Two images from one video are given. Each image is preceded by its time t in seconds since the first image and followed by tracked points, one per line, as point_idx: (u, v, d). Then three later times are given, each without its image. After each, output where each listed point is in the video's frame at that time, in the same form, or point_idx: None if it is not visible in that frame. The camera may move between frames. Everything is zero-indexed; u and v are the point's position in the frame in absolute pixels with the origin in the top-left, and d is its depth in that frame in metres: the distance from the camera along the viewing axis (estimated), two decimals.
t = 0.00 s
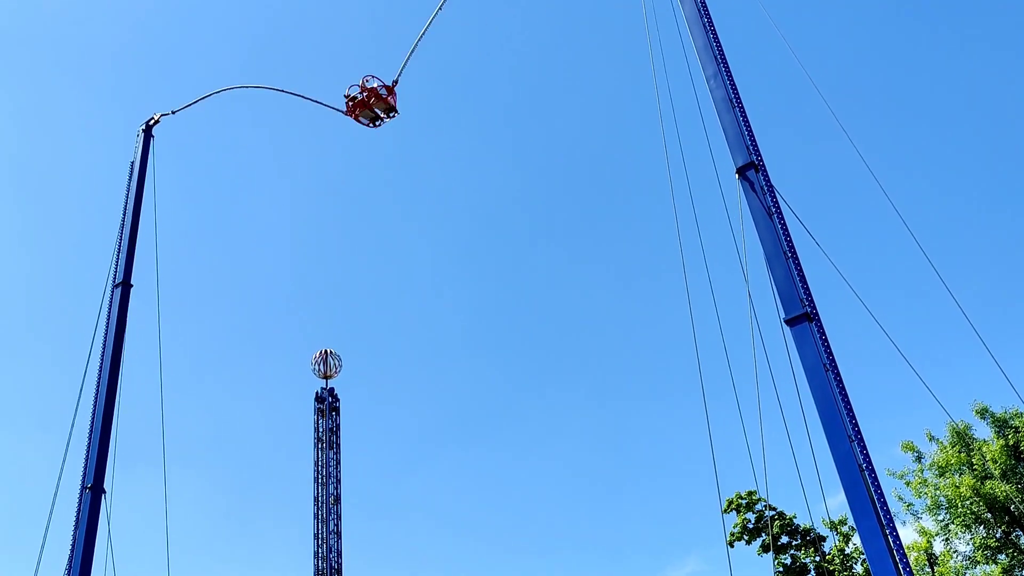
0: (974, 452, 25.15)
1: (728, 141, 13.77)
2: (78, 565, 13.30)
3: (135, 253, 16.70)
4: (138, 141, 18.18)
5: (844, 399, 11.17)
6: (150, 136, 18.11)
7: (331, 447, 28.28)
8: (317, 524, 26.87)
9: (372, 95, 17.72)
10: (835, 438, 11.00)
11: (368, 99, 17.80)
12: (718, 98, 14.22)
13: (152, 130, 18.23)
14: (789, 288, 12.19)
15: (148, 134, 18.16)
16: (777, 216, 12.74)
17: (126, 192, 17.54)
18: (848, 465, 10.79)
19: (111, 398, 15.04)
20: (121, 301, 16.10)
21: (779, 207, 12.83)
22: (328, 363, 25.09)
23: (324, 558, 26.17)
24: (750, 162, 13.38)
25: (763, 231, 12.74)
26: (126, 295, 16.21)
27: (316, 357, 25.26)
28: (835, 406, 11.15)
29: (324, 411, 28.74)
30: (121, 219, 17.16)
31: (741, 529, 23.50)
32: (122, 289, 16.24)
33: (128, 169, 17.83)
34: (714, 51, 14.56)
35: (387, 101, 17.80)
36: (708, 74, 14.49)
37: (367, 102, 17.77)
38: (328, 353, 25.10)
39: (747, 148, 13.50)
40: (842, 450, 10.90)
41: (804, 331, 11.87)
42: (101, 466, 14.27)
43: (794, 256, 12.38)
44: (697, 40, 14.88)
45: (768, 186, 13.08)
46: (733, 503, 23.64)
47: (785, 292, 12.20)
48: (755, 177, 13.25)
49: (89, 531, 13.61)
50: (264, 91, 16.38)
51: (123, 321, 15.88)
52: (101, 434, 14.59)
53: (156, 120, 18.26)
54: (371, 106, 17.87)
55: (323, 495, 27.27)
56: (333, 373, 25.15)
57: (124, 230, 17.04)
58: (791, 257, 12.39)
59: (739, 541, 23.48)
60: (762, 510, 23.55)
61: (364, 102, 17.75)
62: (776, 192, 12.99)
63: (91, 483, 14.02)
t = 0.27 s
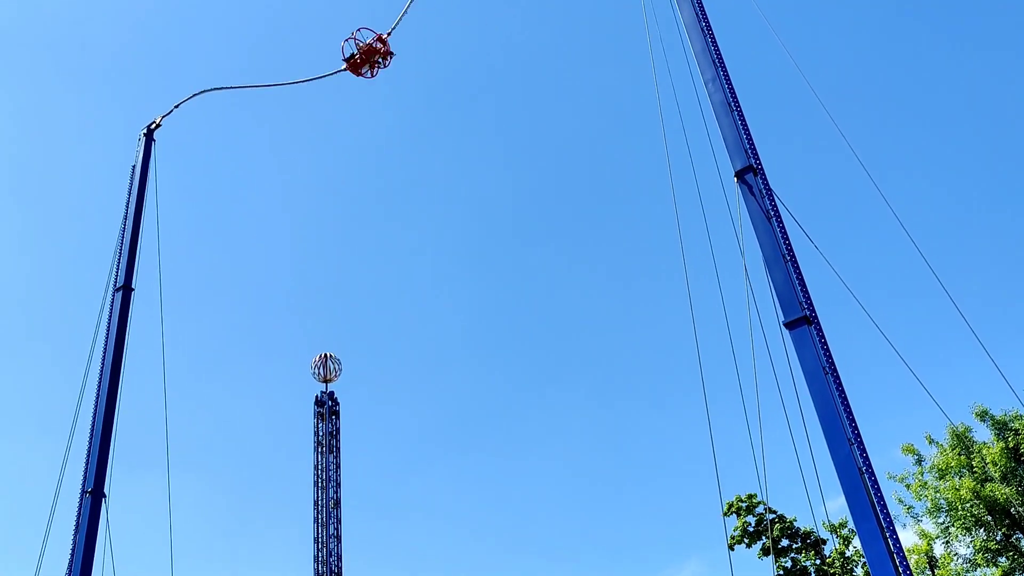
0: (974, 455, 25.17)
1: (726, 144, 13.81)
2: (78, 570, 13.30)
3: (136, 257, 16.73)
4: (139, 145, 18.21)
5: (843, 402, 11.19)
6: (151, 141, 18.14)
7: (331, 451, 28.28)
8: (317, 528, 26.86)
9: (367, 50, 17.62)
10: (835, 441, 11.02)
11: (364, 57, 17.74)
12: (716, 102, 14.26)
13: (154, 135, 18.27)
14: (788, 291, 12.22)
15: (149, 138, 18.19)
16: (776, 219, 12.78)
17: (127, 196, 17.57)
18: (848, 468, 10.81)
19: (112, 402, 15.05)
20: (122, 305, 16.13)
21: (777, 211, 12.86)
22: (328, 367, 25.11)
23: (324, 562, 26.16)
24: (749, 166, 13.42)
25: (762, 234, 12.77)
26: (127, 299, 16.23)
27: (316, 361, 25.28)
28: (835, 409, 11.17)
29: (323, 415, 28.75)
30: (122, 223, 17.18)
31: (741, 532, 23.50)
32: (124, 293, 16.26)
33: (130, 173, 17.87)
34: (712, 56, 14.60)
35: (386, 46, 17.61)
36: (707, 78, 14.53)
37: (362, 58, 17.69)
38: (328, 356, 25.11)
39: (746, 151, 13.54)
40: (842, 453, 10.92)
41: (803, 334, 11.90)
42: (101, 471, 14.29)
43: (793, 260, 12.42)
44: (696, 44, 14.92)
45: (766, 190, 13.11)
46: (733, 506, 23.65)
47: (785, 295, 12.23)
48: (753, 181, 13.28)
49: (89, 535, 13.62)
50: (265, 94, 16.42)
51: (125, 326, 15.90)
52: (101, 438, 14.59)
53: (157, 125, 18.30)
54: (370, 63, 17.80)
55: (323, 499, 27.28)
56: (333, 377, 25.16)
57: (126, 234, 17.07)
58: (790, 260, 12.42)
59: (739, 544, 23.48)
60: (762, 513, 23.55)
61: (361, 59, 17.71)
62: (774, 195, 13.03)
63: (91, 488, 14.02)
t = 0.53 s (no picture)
0: (975, 458, 25.13)
1: (726, 147, 13.80)
2: None
3: (134, 263, 16.71)
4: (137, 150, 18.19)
5: (844, 405, 11.16)
6: (149, 146, 18.13)
7: (331, 455, 28.24)
8: (317, 533, 26.80)
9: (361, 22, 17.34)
10: (836, 444, 10.99)
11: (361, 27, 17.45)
12: (716, 105, 14.25)
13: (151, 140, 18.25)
14: (788, 295, 12.20)
15: (147, 143, 18.18)
16: (776, 223, 12.76)
17: (126, 201, 17.56)
18: (849, 472, 10.78)
19: (111, 407, 15.02)
20: (120, 310, 16.10)
21: (778, 214, 12.84)
22: (328, 372, 25.07)
23: (325, 567, 26.10)
24: (748, 169, 13.41)
25: (762, 237, 12.76)
26: (125, 304, 16.21)
27: (316, 365, 25.25)
28: (835, 412, 11.15)
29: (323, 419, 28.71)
30: (120, 228, 17.17)
31: (742, 536, 23.45)
32: (122, 298, 16.24)
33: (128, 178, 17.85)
34: (712, 59, 14.60)
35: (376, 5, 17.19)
36: (706, 81, 14.53)
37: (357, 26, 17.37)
38: (328, 361, 25.08)
39: (745, 154, 13.53)
40: (843, 456, 10.89)
41: (803, 337, 11.87)
42: (100, 476, 14.24)
43: (793, 263, 12.40)
44: (695, 47, 14.92)
45: (766, 193, 13.10)
46: (733, 510, 23.60)
47: (785, 298, 12.21)
48: (753, 184, 13.27)
49: (88, 541, 13.57)
50: (266, 101, 16.46)
51: (123, 331, 15.87)
52: (100, 444, 14.55)
53: (155, 130, 18.29)
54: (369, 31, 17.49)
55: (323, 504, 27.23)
56: (333, 381, 25.13)
57: (124, 239, 17.05)
58: (791, 263, 12.40)
59: (740, 548, 23.43)
60: (763, 517, 23.49)
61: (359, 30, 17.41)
62: (774, 199, 13.01)
63: (90, 493, 13.98)
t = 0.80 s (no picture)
0: (977, 462, 25.08)
1: (727, 151, 13.81)
2: None
3: (134, 269, 16.72)
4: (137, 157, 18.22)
5: (845, 409, 11.14)
6: (149, 152, 18.16)
7: (333, 461, 28.20)
8: (319, 539, 26.75)
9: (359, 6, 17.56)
10: (838, 449, 10.97)
11: (361, 8, 17.48)
12: (717, 110, 14.26)
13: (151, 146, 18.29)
14: (789, 299, 12.19)
15: (147, 150, 18.21)
16: (777, 226, 12.76)
17: (126, 207, 17.58)
18: (852, 476, 10.76)
19: (112, 413, 15.02)
20: (121, 317, 16.11)
21: (778, 218, 12.84)
22: (329, 377, 25.06)
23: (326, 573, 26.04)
24: (749, 173, 13.41)
25: (763, 241, 12.75)
26: (126, 310, 16.21)
27: (317, 371, 25.24)
28: (837, 416, 11.13)
29: (324, 425, 28.69)
30: (120, 234, 17.19)
31: (744, 540, 23.39)
32: (122, 304, 16.24)
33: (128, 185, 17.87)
34: (712, 63, 14.61)
35: None
36: (707, 85, 14.54)
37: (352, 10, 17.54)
38: (329, 366, 25.07)
39: (746, 158, 13.53)
40: (845, 461, 10.87)
41: (805, 341, 11.86)
42: (101, 482, 14.23)
43: (794, 266, 12.39)
44: (696, 51, 14.93)
45: (767, 197, 13.09)
46: (735, 515, 23.55)
47: (786, 302, 12.20)
48: (754, 188, 13.27)
49: (89, 547, 13.56)
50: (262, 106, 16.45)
51: (123, 337, 15.87)
52: (101, 450, 14.54)
53: (155, 136, 18.32)
54: (370, 13, 17.54)
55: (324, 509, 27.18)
56: (334, 387, 25.11)
57: (124, 245, 17.06)
58: (792, 267, 12.39)
59: (742, 552, 23.38)
60: (765, 521, 23.44)
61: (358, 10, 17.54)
62: (775, 202, 13.01)
63: (91, 499, 13.97)
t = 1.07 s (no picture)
0: (980, 465, 25.05)
1: (727, 156, 13.84)
2: None
3: (138, 275, 16.76)
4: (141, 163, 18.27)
5: (847, 414, 11.15)
6: (153, 158, 18.21)
7: (335, 466, 28.22)
8: (321, 544, 26.74)
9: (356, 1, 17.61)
10: (839, 453, 10.97)
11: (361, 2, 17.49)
12: (717, 115, 14.29)
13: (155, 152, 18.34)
14: (791, 303, 12.20)
15: (151, 156, 18.26)
16: (778, 231, 12.78)
17: (130, 214, 17.62)
18: (854, 481, 10.76)
19: (115, 419, 15.04)
20: (124, 323, 16.14)
21: (779, 223, 12.86)
22: (331, 383, 25.07)
23: None
24: (750, 177, 13.43)
25: (764, 246, 12.77)
26: (129, 316, 16.25)
27: (318, 376, 25.25)
28: (839, 421, 11.13)
29: (326, 430, 28.70)
30: (124, 240, 17.24)
31: (747, 544, 23.37)
32: (126, 310, 16.28)
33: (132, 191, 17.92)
34: (712, 68, 14.65)
35: None
36: (707, 90, 14.58)
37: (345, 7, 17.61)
38: (331, 372, 25.08)
39: (746, 163, 13.56)
40: (847, 465, 10.87)
41: (806, 345, 11.87)
42: (104, 488, 14.25)
43: (796, 271, 12.41)
44: (696, 57, 14.97)
45: (768, 202, 13.12)
46: (738, 519, 23.53)
47: (787, 307, 12.21)
48: (755, 193, 13.29)
49: (93, 553, 13.58)
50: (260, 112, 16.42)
51: (127, 343, 15.91)
52: (105, 456, 14.56)
53: (159, 142, 18.38)
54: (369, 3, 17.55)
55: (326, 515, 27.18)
56: (336, 392, 25.12)
57: (128, 251, 17.10)
58: (793, 271, 12.41)
59: (744, 557, 23.34)
60: (767, 526, 23.42)
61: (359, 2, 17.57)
62: (776, 207, 13.03)
63: (94, 506, 13.99)
